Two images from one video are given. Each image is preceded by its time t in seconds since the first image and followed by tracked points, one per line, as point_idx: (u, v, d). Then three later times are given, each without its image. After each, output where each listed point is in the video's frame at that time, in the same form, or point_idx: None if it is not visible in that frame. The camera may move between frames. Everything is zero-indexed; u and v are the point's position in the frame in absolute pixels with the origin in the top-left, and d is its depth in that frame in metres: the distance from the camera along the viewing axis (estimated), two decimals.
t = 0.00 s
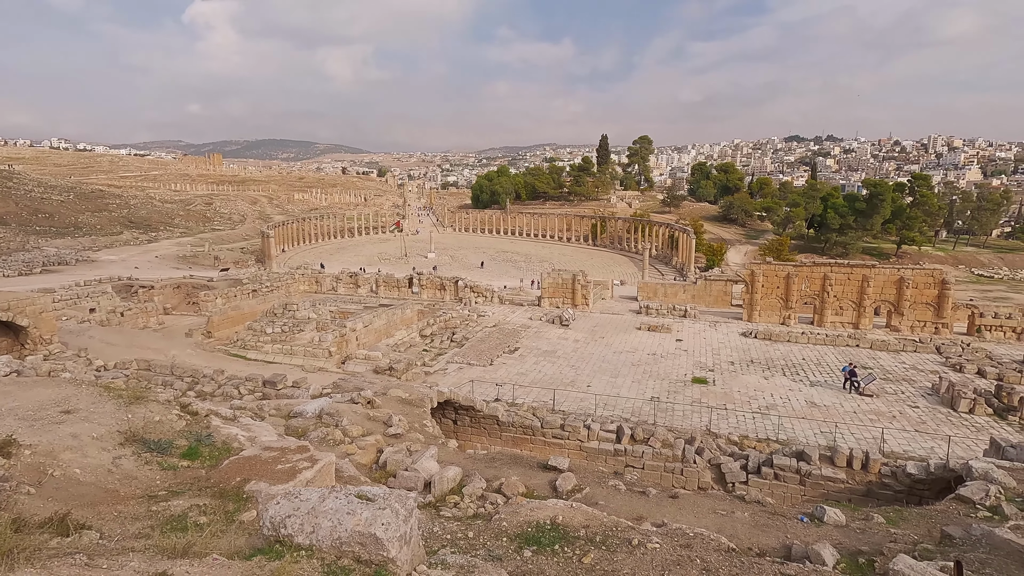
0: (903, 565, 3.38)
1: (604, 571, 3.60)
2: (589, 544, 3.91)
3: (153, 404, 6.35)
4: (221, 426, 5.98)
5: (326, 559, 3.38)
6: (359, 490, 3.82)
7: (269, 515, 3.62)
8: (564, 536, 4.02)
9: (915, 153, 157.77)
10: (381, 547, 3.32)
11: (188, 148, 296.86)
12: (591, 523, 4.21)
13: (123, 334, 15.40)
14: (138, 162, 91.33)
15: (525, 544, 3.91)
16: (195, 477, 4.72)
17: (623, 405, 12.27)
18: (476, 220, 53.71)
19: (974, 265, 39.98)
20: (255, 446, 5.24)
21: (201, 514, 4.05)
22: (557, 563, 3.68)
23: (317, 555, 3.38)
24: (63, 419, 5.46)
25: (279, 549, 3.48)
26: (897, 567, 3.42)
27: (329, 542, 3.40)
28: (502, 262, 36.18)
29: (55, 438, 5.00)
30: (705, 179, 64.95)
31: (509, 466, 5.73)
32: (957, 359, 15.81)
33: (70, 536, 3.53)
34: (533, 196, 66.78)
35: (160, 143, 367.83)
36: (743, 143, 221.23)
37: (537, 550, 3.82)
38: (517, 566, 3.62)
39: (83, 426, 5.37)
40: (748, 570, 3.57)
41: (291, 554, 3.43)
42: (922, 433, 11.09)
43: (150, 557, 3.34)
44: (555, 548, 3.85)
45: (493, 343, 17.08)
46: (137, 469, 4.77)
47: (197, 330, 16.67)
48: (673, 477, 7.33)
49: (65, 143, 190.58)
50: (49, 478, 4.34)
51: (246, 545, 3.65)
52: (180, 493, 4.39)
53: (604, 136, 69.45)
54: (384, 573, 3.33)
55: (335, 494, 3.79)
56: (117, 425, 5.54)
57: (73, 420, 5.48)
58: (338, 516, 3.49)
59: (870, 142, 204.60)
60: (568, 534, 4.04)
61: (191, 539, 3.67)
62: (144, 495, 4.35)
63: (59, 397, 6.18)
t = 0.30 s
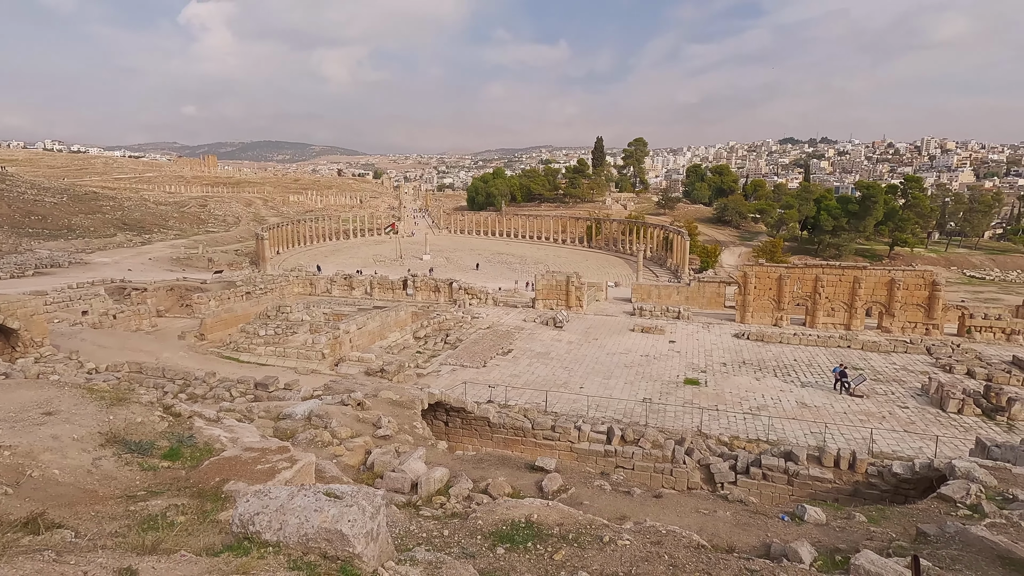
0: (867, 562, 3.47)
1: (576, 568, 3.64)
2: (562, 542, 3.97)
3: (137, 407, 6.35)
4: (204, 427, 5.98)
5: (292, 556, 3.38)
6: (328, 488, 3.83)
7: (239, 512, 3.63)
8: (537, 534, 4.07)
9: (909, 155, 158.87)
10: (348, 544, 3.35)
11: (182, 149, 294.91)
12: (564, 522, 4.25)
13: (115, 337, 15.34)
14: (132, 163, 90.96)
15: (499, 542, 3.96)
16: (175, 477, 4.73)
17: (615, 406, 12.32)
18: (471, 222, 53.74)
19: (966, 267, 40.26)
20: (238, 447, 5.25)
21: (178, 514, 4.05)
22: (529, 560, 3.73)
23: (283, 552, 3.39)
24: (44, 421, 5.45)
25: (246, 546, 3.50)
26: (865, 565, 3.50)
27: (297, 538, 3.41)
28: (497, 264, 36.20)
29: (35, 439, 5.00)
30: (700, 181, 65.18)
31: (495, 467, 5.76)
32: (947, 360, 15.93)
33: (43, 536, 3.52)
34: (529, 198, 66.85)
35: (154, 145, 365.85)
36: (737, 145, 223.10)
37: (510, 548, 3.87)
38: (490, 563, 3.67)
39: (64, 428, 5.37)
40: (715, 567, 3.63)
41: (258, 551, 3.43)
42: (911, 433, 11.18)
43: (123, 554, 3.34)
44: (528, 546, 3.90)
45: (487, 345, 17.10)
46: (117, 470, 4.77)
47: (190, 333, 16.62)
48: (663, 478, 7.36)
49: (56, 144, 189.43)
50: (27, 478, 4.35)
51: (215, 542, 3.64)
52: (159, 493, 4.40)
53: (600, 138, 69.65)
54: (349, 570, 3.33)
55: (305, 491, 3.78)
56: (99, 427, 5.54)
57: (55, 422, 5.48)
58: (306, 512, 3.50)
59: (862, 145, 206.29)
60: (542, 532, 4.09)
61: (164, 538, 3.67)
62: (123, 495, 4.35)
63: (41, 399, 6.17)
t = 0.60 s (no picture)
0: (829, 559, 3.59)
1: (544, 566, 3.69)
2: (532, 541, 4.01)
3: (119, 411, 6.33)
4: (184, 429, 5.97)
5: (257, 555, 3.39)
6: (296, 487, 3.82)
7: (206, 513, 3.64)
8: (509, 534, 4.12)
9: (898, 158, 160.33)
10: (312, 543, 3.35)
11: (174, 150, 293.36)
12: (535, 522, 4.30)
13: (104, 340, 15.25)
14: (123, 165, 90.38)
15: (470, 542, 4.00)
16: (152, 480, 4.72)
17: (605, 408, 12.39)
18: (465, 224, 53.76)
19: (954, 268, 40.69)
20: (218, 450, 5.24)
21: (153, 516, 4.04)
22: (499, 560, 3.77)
23: (248, 552, 3.39)
24: (23, 425, 5.43)
25: (213, 546, 3.50)
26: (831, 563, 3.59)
27: (262, 538, 3.41)
28: (490, 266, 36.22)
29: (12, 443, 4.98)
30: (692, 183, 65.52)
31: (480, 469, 5.79)
32: (934, 360, 16.10)
33: (12, 539, 3.52)
34: (522, 200, 66.95)
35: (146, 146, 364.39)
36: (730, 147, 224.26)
37: (481, 548, 3.91)
38: (460, 563, 3.71)
39: (43, 432, 5.35)
40: (680, 565, 3.70)
41: (224, 552, 3.45)
42: (896, 433, 11.29)
43: (92, 556, 3.34)
44: (498, 545, 3.94)
45: (478, 347, 17.13)
46: (94, 473, 4.76)
47: (180, 336, 16.54)
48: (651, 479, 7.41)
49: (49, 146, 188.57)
50: (3, 481, 4.33)
51: (184, 542, 3.65)
52: (135, 496, 4.39)
53: (592, 140, 69.89)
54: (314, 570, 3.34)
55: (274, 491, 3.79)
56: (77, 430, 5.52)
57: (34, 426, 5.46)
58: (271, 512, 3.50)
59: (853, 147, 207.85)
60: (514, 532, 4.13)
61: (134, 540, 3.67)
62: (99, 498, 4.34)
63: (21, 403, 6.14)
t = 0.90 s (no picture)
0: (792, 558, 3.69)
1: (513, 567, 3.71)
2: (503, 542, 4.04)
3: (98, 417, 6.28)
4: (162, 434, 5.93)
5: (220, 557, 3.40)
6: (262, 491, 3.82)
7: (171, 516, 3.65)
8: (481, 536, 4.14)
9: (886, 162, 162.01)
10: (276, 546, 3.36)
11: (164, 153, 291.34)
12: (508, 523, 4.32)
13: (90, 345, 15.09)
14: (113, 169, 89.63)
15: (442, 543, 4.03)
16: (125, 486, 4.69)
17: (594, 411, 12.42)
18: (457, 228, 53.74)
19: (941, 271, 41.18)
20: (195, 454, 5.20)
21: (124, 520, 4.02)
22: (470, 561, 3.79)
23: (210, 555, 3.40)
24: None
25: (177, 549, 3.51)
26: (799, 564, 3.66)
27: (225, 540, 3.42)
28: (482, 270, 36.20)
29: None
30: (683, 187, 65.88)
31: (465, 472, 5.79)
32: (919, 362, 16.29)
33: None
34: (514, 204, 67.00)
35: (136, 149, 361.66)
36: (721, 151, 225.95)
37: (452, 550, 3.94)
38: (431, 564, 3.73)
39: (16, 438, 5.29)
40: (646, 564, 3.76)
41: (187, 555, 3.45)
42: (881, 434, 11.41)
43: (56, 561, 3.32)
44: (471, 547, 3.97)
45: (468, 351, 17.13)
46: (67, 479, 4.72)
47: (168, 340, 16.41)
48: (638, 482, 7.43)
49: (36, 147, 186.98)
50: None
51: (149, 545, 3.65)
52: (107, 501, 4.36)
53: (584, 144, 70.12)
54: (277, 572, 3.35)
55: (240, 495, 3.80)
56: (51, 437, 5.47)
57: (7, 432, 5.40)
58: (235, 515, 3.51)
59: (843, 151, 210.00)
60: (486, 534, 4.16)
61: (99, 545, 3.65)
62: (70, 503, 4.30)
63: None
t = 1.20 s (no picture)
0: (761, 560, 3.74)
1: (485, 571, 3.72)
2: (477, 547, 4.03)
3: (79, 424, 6.24)
4: (143, 441, 5.88)
5: (186, 564, 3.39)
6: (230, 496, 3.81)
7: (138, 523, 3.63)
8: (457, 541, 4.14)
9: (879, 169, 163.12)
10: (241, 551, 3.35)
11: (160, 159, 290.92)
12: (483, 529, 4.32)
13: (81, 351, 15.00)
14: (108, 174, 89.41)
15: (417, 549, 4.03)
16: (102, 492, 4.64)
17: (587, 417, 12.42)
18: (452, 234, 53.76)
19: (933, 276, 41.43)
20: (174, 461, 5.17)
21: (98, 527, 3.98)
22: (444, 567, 3.79)
23: (176, 562, 3.39)
24: None
25: (143, 555, 3.50)
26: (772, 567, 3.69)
27: (190, 546, 3.41)
28: (477, 275, 36.20)
29: None
30: (678, 193, 66.16)
31: (451, 478, 5.80)
32: (910, 367, 16.36)
33: None
34: (509, 209, 67.11)
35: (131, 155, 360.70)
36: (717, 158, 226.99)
37: (426, 555, 3.94)
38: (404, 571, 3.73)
39: None
40: (617, 568, 3.79)
41: (153, 562, 3.44)
42: (871, 439, 11.45)
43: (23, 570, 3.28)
44: (445, 553, 3.97)
45: (462, 357, 17.11)
46: (44, 486, 4.68)
47: (160, 347, 16.34)
48: (628, 488, 7.42)
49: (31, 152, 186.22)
50: None
51: (116, 551, 3.63)
52: (82, 508, 4.32)
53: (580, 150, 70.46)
54: None
55: (208, 500, 3.79)
56: (29, 445, 5.43)
57: None
58: (201, 520, 3.49)
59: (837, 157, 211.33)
60: (461, 539, 4.16)
61: (68, 552, 3.62)
62: (45, 510, 4.26)
63: None
